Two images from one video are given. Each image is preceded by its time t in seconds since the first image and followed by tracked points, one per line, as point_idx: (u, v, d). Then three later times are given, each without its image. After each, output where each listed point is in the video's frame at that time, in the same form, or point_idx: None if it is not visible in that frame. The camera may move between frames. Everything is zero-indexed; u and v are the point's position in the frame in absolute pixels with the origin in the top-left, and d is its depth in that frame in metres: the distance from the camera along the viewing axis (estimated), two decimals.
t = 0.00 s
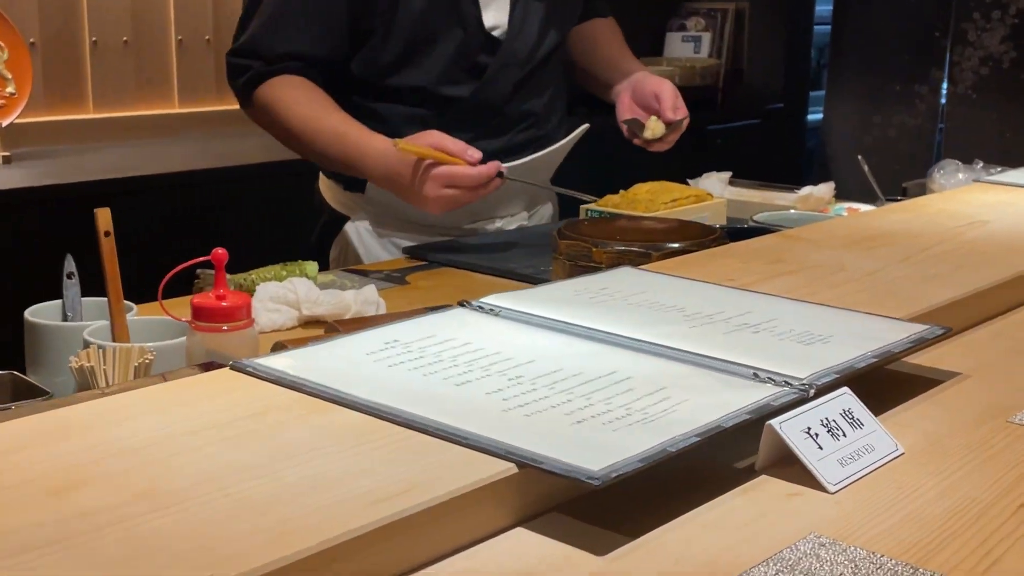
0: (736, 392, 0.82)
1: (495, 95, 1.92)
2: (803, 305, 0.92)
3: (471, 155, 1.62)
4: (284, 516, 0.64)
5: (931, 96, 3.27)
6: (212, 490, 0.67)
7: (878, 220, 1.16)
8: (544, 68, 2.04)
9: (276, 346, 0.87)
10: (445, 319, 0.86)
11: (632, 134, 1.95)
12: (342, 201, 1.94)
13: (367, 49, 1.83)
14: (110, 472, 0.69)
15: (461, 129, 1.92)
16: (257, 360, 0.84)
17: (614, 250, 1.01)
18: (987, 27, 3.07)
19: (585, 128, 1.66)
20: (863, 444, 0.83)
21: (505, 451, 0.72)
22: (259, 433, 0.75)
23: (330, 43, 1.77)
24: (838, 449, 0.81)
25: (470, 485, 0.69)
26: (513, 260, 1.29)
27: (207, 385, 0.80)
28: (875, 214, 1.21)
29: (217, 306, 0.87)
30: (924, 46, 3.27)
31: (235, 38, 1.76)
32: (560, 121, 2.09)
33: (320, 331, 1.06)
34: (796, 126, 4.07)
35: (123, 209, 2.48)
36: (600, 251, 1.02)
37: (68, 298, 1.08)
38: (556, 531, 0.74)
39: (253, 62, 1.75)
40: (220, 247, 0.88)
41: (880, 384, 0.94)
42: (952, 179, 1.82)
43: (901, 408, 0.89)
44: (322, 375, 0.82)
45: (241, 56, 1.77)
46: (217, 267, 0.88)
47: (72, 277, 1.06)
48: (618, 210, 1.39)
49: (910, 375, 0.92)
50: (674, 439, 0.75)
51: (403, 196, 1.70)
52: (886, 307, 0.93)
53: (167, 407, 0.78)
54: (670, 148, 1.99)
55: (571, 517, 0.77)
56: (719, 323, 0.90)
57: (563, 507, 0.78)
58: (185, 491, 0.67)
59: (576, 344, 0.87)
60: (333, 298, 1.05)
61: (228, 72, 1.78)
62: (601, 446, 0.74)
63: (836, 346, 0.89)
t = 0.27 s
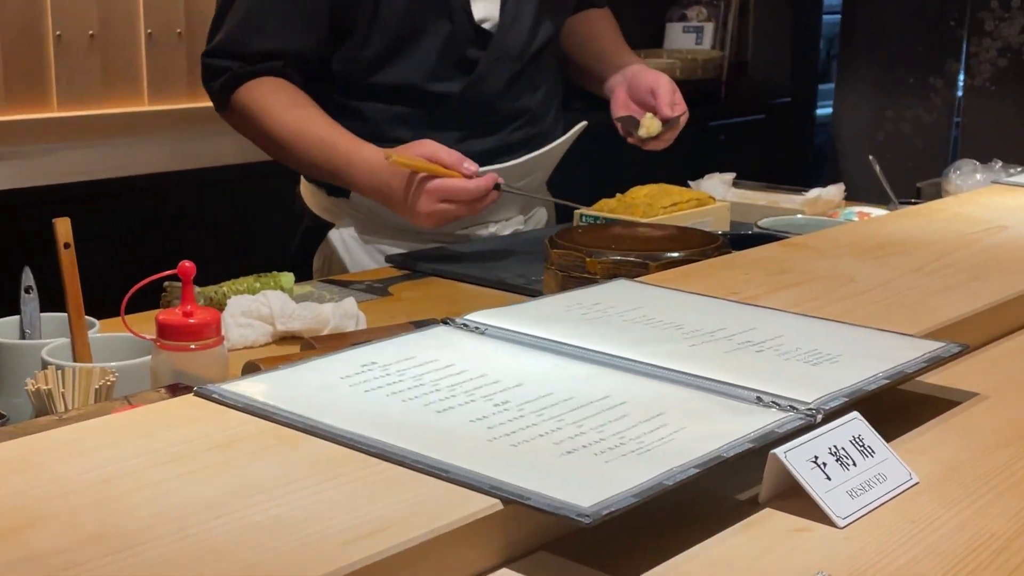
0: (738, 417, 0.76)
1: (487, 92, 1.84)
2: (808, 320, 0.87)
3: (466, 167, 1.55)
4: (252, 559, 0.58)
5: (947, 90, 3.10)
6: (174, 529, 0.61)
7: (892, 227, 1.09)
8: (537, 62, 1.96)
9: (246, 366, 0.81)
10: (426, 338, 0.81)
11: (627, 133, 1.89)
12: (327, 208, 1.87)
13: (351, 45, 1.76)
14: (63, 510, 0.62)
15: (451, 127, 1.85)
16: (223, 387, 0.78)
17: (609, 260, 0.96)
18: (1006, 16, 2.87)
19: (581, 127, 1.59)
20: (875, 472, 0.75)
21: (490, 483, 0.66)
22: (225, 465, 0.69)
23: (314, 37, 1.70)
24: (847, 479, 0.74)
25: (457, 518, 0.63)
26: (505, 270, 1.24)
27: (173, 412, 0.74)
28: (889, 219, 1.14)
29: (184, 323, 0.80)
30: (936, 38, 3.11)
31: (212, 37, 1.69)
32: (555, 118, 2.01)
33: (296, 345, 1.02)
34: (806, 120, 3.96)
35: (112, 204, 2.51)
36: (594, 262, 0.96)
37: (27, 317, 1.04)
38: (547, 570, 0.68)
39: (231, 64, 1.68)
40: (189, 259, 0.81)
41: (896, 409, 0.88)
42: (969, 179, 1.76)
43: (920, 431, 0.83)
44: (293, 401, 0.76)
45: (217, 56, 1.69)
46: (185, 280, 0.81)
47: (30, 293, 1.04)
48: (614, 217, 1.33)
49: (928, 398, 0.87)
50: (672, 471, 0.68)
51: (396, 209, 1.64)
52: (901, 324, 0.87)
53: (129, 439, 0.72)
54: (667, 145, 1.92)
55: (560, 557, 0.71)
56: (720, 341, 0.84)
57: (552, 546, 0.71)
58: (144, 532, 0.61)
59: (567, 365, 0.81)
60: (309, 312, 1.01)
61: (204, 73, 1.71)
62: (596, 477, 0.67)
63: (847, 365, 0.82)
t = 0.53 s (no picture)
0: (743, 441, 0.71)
1: (477, 89, 1.79)
2: (816, 334, 0.82)
3: (460, 179, 1.51)
4: None
5: (963, 85, 3.11)
6: (131, 565, 0.55)
7: (904, 231, 1.04)
8: (533, 57, 1.91)
9: (217, 383, 0.75)
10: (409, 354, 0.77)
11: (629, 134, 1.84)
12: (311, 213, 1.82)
13: (337, 41, 1.71)
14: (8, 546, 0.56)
15: (440, 127, 1.80)
16: (190, 407, 0.73)
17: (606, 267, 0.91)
18: None
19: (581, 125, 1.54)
20: (888, 499, 0.70)
21: (474, 512, 0.60)
22: (191, 494, 0.63)
23: (300, 33, 1.64)
24: (858, 507, 0.68)
25: (439, 553, 0.57)
26: (496, 279, 1.19)
27: (133, 440, 0.68)
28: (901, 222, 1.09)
29: (152, 339, 0.75)
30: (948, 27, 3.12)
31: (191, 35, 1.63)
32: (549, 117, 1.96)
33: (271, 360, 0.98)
34: (809, 117, 3.91)
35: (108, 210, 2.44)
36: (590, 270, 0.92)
37: None
38: None
39: (213, 63, 1.62)
40: (156, 270, 0.76)
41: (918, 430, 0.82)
42: (987, 181, 1.71)
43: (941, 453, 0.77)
44: (262, 422, 0.70)
45: (197, 55, 1.63)
46: (153, 293, 0.75)
47: None
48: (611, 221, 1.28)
49: (947, 417, 0.81)
50: (670, 500, 0.62)
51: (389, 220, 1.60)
52: (918, 337, 0.82)
53: (85, 467, 0.66)
54: (671, 145, 1.87)
55: None
56: (722, 356, 0.79)
57: None
58: (97, 567, 0.55)
59: (559, 383, 0.76)
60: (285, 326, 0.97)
61: (183, 73, 1.64)
62: (589, 506, 0.61)
63: (858, 382, 0.77)
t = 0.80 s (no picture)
0: (736, 470, 0.66)
1: (464, 94, 1.75)
2: (813, 355, 0.78)
3: (452, 192, 1.49)
4: None
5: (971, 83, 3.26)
6: None
7: (906, 245, 1.00)
8: (528, 55, 1.87)
9: (184, 405, 0.72)
10: (383, 377, 0.73)
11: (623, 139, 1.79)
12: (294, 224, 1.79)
13: (319, 46, 1.68)
14: None
15: (428, 131, 1.76)
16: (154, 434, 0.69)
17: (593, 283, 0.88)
18: None
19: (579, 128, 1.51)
20: (889, 531, 0.64)
21: (448, 547, 0.56)
22: (145, 532, 0.58)
23: (282, 34, 1.62)
24: (856, 540, 0.63)
25: None
26: (480, 294, 1.16)
27: (86, 475, 0.64)
28: (905, 234, 1.05)
29: (116, 360, 0.71)
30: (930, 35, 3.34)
31: (170, 39, 1.62)
32: (543, 123, 1.91)
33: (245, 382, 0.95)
34: (817, 117, 3.85)
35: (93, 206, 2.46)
36: (576, 286, 0.88)
37: None
38: None
39: (194, 69, 1.60)
40: (122, 287, 0.71)
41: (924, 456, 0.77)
42: (997, 188, 1.67)
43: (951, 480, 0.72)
44: (226, 449, 0.67)
45: (177, 61, 1.62)
46: (117, 311, 0.71)
47: None
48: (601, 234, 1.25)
49: (952, 442, 0.77)
50: (656, 534, 0.58)
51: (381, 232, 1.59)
52: (920, 359, 0.78)
53: (34, 500, 0.62)
54: (668, 152, 1.82)
55: None
56: (714, 380, 0.75)
57: None
58: None
59: (542, 409, 0.72)
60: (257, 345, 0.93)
61: (163, 79, 1.63)
62: (570, 539, 0.57)
63: (857, 408, 0.73)
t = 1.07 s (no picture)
0: (734, 499, 0.61)
1: (451, 92, 1.71)
2: (817, 373, 0.74)
3: (445, 207, 1.41)
4: None
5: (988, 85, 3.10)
6: None
7: (916, 257, 0.96)
8: (522, 53, 1.83)
9: (151, 427, 0.68)
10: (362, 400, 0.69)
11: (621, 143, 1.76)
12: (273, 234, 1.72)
13: (302, 39, 1.64)
14: None
15: (416, 130, 1.71)
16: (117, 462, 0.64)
17: (587, 296, 0.83)
18: None
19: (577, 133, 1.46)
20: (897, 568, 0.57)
21: None
22: (105, 562, 0.54)
23: (263, 24, 1.57)
24: None
25: None
26: (468, 308, 1.12)
27: (46, 503, 0.60)
28: (915, 245, 1.01)
29: (79, 381, 0.69)
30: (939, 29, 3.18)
31: (146, 31, 1.56)
32: (536, 127, 1.86)
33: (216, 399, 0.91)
34: (823, 120, 3.74)
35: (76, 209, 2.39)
36: (569, 300, 0.84)
37: None
38: None
39: (172, 60, 1.54)
40: (84, 303, 0.68)
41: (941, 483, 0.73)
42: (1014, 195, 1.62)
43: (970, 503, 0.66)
44: (195, 480, 0.62)
45: (154, 51, 1.56)
46: (80, 329, 0.68)
47: None
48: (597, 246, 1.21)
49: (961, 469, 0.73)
50: (648, 570, 0.53)
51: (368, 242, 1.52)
52: (929, 378, 0.74)
53: None
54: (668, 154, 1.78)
55: None
56: (713, 403, 0.71)
57: None
58: None
59: (529, 433, 0.68)
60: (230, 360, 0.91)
61: (140, 72, 1.56)
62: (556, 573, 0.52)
63: (865, 430, 0.68)
